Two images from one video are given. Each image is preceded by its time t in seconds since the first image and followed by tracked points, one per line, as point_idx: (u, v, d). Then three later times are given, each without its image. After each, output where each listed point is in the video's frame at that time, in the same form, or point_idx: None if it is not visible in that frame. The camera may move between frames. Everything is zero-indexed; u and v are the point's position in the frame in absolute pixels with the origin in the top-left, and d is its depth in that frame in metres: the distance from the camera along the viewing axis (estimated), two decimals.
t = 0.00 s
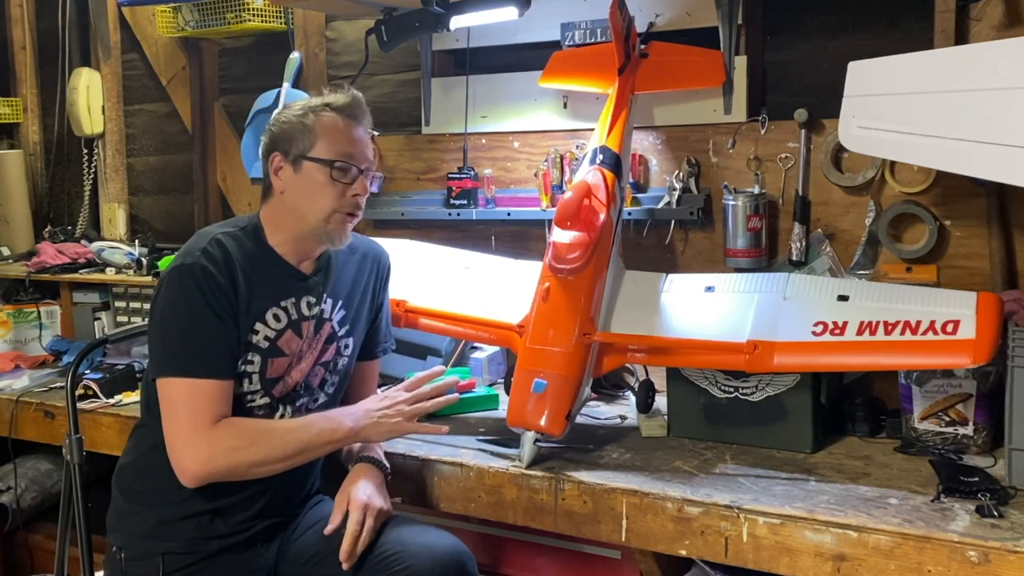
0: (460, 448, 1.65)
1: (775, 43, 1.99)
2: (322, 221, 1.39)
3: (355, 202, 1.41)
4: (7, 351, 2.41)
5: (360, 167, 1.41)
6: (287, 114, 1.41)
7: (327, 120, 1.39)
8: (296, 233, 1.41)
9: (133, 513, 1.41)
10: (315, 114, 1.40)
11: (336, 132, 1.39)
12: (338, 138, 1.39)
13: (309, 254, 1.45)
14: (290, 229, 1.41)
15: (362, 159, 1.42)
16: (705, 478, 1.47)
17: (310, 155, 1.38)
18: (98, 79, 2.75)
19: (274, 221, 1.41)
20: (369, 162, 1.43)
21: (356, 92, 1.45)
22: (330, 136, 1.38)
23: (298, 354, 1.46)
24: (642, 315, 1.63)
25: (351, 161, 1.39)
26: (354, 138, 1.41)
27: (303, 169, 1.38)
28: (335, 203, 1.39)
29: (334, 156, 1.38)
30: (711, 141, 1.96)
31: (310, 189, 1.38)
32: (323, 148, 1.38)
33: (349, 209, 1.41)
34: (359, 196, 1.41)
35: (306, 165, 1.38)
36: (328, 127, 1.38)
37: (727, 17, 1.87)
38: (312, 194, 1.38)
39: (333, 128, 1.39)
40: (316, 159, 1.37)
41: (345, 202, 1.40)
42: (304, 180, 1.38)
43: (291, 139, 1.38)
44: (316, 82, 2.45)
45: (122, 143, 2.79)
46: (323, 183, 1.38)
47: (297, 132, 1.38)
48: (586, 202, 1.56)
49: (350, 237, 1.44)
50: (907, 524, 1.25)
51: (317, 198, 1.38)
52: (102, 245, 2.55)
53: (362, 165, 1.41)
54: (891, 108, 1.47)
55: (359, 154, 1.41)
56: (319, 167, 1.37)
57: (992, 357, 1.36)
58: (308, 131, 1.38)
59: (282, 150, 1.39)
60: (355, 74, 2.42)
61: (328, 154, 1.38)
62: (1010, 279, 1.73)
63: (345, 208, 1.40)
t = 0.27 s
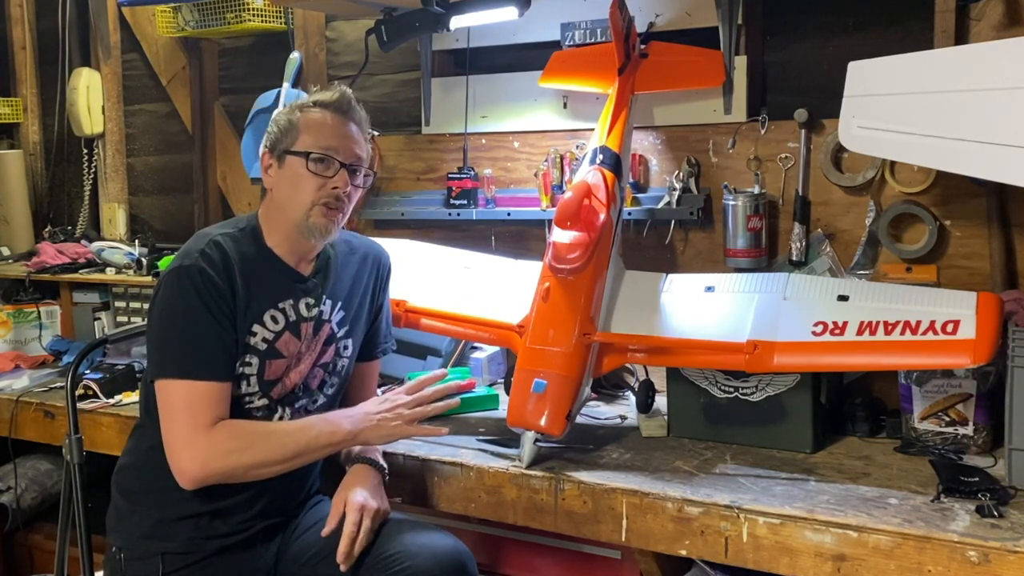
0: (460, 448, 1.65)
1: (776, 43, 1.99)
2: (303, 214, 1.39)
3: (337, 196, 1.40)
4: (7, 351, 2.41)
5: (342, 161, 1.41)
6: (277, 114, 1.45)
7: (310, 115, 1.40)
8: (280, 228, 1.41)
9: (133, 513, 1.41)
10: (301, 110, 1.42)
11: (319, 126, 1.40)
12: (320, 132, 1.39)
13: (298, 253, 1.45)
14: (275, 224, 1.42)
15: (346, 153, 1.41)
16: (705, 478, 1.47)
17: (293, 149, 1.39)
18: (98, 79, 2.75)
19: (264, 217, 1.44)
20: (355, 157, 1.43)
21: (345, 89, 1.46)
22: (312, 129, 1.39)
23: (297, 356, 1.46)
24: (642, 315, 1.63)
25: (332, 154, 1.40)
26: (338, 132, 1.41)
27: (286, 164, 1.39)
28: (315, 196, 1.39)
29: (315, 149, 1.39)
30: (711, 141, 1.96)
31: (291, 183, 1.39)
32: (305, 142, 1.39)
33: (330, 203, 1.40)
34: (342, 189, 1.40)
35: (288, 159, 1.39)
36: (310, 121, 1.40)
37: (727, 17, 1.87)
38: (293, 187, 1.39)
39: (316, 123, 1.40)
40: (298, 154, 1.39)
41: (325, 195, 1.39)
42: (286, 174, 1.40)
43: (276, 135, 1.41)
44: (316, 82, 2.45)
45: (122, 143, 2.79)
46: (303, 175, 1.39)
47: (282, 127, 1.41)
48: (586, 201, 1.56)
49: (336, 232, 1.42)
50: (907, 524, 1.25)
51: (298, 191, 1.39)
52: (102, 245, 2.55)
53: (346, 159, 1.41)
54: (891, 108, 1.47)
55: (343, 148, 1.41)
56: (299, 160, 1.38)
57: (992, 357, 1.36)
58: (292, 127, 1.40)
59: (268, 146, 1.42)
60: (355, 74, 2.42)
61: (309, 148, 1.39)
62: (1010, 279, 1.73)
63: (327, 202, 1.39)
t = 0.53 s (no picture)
0: (460, 448, 1.65)
1: (775, 43, 1.99)
2: (315, 218, 1.39)
3: (348, 200, 1.41)
4: (7, 351, 2.41)
5: (353, 165, 1.41)
6: (280, 113, 1.42)
7: (320, 118, 1.39)
8: (289, 231, 1.40)
9: (132, 513, 1.41)
10: (308, 112, 1.40)
11: (328, 130, 1.39)
12: (331, 136, 1.39)
13: (302, 254, 1.45)
14: (282, 227, 1.41)
15: (355, 157, 1.42)
16: (705, 478, 1.47)
17: (303, 152, 1.38)
18: (98, 79, 2.75)
19: (268, 219, 1.42)
20: (363, 160, 1.43)
21: (348, 90, 1.45)
22: (323, 134, 1.38)
23: (295, 357, 1.46)
24: (642, 315, 1.63)
25: (343, 159, 1.39)
26: (348, 136, 1.41)
27: (296, 166, 1.38)
28: (326, 200, 1.39)
29: (327, 153, 1.38)
30: (711, 141, 1.96)
31: (302, 186, 1.38)
32: (316, 146, 1.38)
33: (341, 207, 1.40)
34: (353, 193, 1.41)
35: (299, 162, 1.38)
36: (321, 124, 1.39)
37: (727, 17, 1.87)
38: (305, 191, 1.38)
39: (326, 126, 1.39)
40: (308, 156, 1.38)
41: (337, 199, 1.39)
42: (296, 177, 1.38)
43: (284, 137, 1.39)
44: (316, 82, 2.45)
45: (122, 143, 2.79)
46: (315, 179, 1.38)
47: (290, 129, 1.39)
48: (586, 201, 1.56)
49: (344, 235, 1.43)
50: (907, 524, 1.25)
51: (310, 195, 1.38)
52: (102, 245, 2.55)
53: (356, 163, 1.41)
54: (890, 109, 1.47)
55: (353, 152, 1.41)
56: (311, 164, 1.37)
57: (991, 357, 1.36)
58: (301, 129, 1.38)
59: (275, 148, 1.39)
60: (355, 74, 2.42)
61: (321, 151, 1.38)
62: (1010, 278, 1.73)
63: (338, 206, 1.40)
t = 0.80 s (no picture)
0: (460, 448, 1.65)
1: (776, 42, 1.99)
2: (335, 222, 1.41)
3: (361, 202, 1.43)
4: (7, 351, 2.41)
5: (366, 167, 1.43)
6: (286, 114, 1.38)
7: (334, 121, 1.39)
8: (304, 235, 1.41)
9: (131, 513, 1.41)
10: (319, 115, 1.39)
11: (341, 133, 1.39)
12: (345, 139, 1.40)
13: (309, 254, 1.46)
14: (297, 231, 1.40)
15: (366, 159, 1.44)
16: (705, 478, 1.47)
17: (321, 157, 1.37)
18: (98, 79, 2.75)
19: (281, 224, 1.40)
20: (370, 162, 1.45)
21: (349, 90, 1.44)
22: (340, 138, 1.38)
23: (298, 358, 1.47)
24: (642, 315, 1.63)
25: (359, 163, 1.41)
26: (358, 138, 1.42)
27: (315, 172, 1.37)
28: (345, 205, 1.41)
29: (345, 157, 1.39)
30: (711, 141, 1.96)
31: (322, 191, 1.38)
32: (334, 151, 1.38)
33: (355, 209, 1.43)
34: (366, 195, 1.43)
35: (317, 167, 1.37)
36: (336, 128, 1.38)
37: (727, 17, 1.87)
38: (325, 196, 1.38)
39: (341, 130, 1.39)
40: (328, 162, 1.37)
41: (353, 202, 1.42)
42: (315, 183, 1.38)
43: (299, 141, 1.36)
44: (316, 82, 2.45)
45: (122, 143, 2.79)
46: (334, 184, 1.38)
47: (305, 133, 1.36)
48: (586, 202, 1.56)
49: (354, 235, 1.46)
50: (907, 524, 1.25)
51: (330, 199, 1.39)
52: (102, 245, 2.55)
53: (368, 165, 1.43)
54: (890, 109, 1.47)
55: (364, 154, 1.43)
56: (332, 169, 1.37)
57: (992, 357, 1.36)
58: (316, 133, 1.37)
59: (289, 152, 1.36)
60: (355, 74, 2.42)
61: (338, 156, 1.38)
62: (1010, 279, 1.73)
63: (353, 208, 1.42)
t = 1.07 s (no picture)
0: (460, 448, 1.65)
1: (776, 42, 1.99)
2: (333, 223, 1.40)
3: (361, 204, 1.43)
4: (7, 351, 2.41)
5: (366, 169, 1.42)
6: (286, 114, 1.38)
7: (334, 122, 1.39)
8: (303, 236, 1.41)
9: (132, 513, 1.41)
10: (320, 116, 1.38)
11: (342, 134, 1.39)
12: (345, 140, 1.39)
13: (309, 255, 1.46)
14: (296, 232, 1.40)
15: (366, 161, 1.43)
16: (705, 478, 1.47)
17: (320, 158, 1.37)
18: (98, 79, 2.74)
19: (280, 224, 1.40)
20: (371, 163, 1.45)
21: (350, 90, 1.44)
22: (340, 139, 1.38)
23: (300, 359, 1.47)
24: (642, 315, 1.63)
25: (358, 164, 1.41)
26: (358, 139, 1.42)
27: (314, 172, 1.37)
28: (344, 206, 1.40)
29: (344, 159, 1.39)
30: (711, 141, 1.96)
31: (321, 193, 1.38)
32: (333, 152, 1.38)
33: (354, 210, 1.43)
34: (366, 197, 1.43)
35: (316, 168, 1.37)
36: (337, 129, 1.38)
37: (727, 17, 1.87)
38: (324, 197, 1.38)
39: (340, 131, 1.39)
40: (327, 163, 1.37)
41: (352, 204, 1.41)
42: (314, 184, 1.37)
43: (298, 142, 1.36)
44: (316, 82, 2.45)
45: (122, 143, 2.79)
46: (334, 185, 1.38)
47: (304, 134, 1.36)
48: (586, 201, 1.57)
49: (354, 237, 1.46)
50: (907, 524, 1.25)
51: (329, 201, 1.38)
52: (102, 245, 2.55)
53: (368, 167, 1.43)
54: (890, 109, 1.47)
55: (365, 156, 1.43)
56: (331, 171, 1.37)
57: (991, 357, 1.36)
58: (316, 134, 1.37)
59: (288, 152, 1.36)
60: (355, 74, 2.42)
61: (338, 158, 1.38)
62: (1010, 279, 1.73)
63: (352, 210, 1.42)
